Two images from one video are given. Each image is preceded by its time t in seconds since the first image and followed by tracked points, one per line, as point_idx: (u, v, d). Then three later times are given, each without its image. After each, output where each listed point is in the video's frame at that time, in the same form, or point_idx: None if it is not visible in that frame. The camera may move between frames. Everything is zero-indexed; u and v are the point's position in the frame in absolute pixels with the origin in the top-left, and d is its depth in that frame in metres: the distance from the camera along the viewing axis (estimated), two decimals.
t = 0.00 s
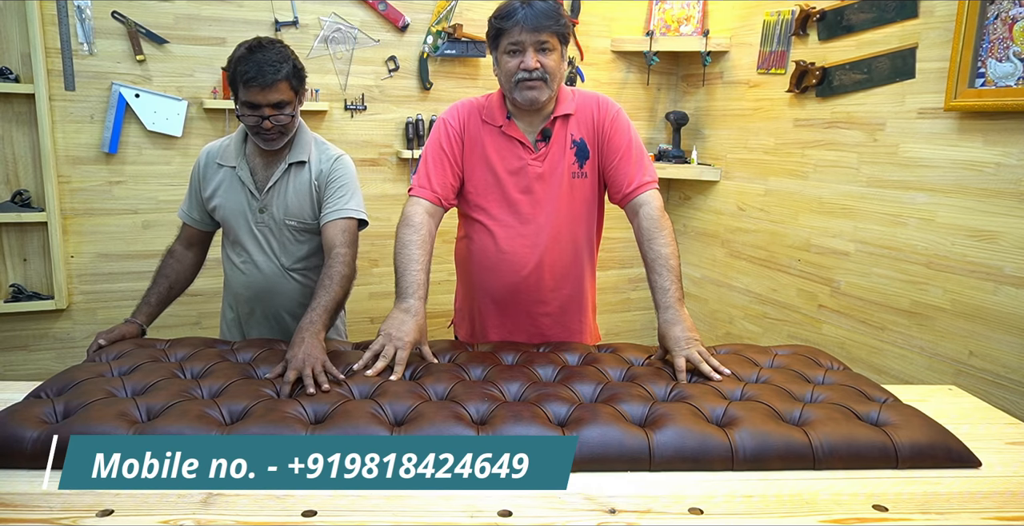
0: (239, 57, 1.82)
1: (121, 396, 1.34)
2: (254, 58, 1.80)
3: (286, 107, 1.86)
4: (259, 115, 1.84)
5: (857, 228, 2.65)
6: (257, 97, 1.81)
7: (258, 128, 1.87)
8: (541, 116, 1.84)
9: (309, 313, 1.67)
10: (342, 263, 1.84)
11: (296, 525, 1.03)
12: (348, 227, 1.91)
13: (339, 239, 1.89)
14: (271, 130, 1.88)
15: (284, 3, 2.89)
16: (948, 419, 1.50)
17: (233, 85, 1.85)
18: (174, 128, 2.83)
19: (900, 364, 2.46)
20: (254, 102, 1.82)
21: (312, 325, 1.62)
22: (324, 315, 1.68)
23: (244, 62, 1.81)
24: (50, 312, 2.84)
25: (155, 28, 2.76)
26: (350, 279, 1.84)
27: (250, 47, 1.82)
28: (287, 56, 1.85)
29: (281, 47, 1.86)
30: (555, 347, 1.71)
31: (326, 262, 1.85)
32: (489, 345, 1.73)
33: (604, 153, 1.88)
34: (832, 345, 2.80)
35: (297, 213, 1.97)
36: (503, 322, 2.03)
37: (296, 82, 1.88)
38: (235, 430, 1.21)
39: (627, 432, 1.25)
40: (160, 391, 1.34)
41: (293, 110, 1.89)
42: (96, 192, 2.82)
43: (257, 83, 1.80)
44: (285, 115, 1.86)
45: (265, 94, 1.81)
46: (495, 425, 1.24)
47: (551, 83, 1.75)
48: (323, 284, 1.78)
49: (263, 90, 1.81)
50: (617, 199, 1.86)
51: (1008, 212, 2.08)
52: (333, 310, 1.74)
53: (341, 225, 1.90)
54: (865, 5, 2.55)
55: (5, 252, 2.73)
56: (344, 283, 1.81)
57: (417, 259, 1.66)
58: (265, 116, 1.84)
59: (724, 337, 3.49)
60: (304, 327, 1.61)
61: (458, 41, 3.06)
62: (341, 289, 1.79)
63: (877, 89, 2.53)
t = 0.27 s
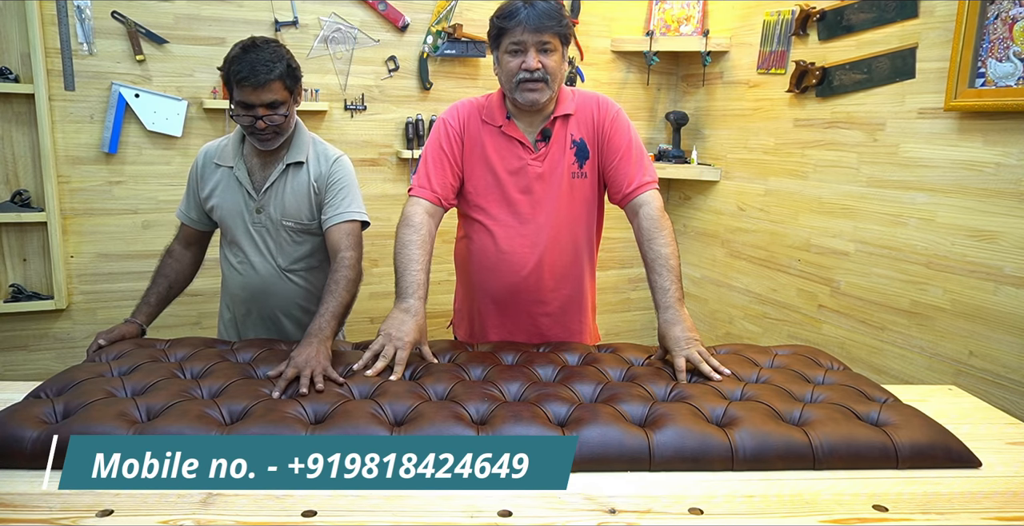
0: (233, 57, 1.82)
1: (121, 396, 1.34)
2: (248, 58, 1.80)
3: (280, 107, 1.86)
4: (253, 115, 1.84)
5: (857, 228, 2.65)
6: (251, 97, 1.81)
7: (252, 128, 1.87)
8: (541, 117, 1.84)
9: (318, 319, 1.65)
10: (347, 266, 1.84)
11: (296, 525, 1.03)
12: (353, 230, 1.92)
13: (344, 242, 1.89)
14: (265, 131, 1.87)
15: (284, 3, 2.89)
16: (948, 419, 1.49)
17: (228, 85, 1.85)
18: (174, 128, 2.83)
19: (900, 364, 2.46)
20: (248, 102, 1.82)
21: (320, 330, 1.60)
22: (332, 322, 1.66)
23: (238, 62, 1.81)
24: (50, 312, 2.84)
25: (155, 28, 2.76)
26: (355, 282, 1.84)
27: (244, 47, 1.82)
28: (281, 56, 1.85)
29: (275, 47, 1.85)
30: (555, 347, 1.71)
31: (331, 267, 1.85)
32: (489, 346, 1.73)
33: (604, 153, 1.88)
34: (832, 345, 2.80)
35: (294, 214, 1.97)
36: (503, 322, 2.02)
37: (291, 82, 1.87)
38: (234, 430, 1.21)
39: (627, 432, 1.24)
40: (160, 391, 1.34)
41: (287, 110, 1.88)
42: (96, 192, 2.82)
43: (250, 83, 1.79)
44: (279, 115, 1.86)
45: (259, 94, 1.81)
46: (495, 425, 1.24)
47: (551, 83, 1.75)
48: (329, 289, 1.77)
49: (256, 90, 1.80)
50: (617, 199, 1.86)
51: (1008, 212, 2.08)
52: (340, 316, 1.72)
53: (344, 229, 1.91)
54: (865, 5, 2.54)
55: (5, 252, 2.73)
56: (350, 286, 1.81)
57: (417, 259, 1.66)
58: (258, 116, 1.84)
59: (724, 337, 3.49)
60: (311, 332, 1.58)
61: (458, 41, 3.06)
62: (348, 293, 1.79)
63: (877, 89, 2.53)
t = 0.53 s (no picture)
0: (229, 56, 1.82)
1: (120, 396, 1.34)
2: (243, 57, 1.80)
3: (275, 106, 1.86)
4: (249, 114, 1.84)
5: (857, 228, 2.65)
6: (247, 96, 1.81)
7: (249, 127, 1.87)
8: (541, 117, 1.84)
9: (304, 318, 1.65)
10: (338, 266, 1.84)
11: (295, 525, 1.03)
12: (346, 229, 1.92)
13: (336, 242, 1.89)
14: (261, 130, 1.87)
15: (284, 3, 2.89)
16: (948, 419, 1.49)
17: (224, 84, 1.86)
18: (174, 129, 2.83)
19: (900, 364, 2.46)
20: (244, 101, 1.82)
21: (306, 329, 1.61)
22: (319, 321, 1.66)
23: (234, 61, 1.81)
24: (50, 312, 2.84)
25: (155, 29, 2.76)
26: (346, 281, 1.84)
27: (240, 45, 1.82)
28: (277, 55, 1.84)
29: (271, 46, 1.85)
30: (555, 347, 1.71)
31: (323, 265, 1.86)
32: (488, 345, 1.73)
33: (604, 153, 1.88)
34: (832, 345, 2.80)
35: (292, 214, 1.97)
36: (503, 322, 2.03)
37: (286, 81, 1.87)
38: (235, 430, 1.21)
39: (627, 432, 1.25)
40: (160, 391, 1.34)
41: (284, 108, 1.88)
42: (96, 192, 2.82)
43: (246, 82, 1.79)
44: (275, 114, 1.86)
45: (254, 93, 1.81)
46: (495, 425, 1.24)
47: (551, 79, 1.74)
48: (318, 287, 1.77)
49: (252, 89, 1.80)
50: (616, 200, 1.86)
51: (1008, 212, 2.08)
52: (328, 314, 1.72)
53: (338, 229, 1.91)
54: (865, 5, 2.55)
55: (5, 252, 2.73)
56: (339, 286, 1.80)
57: (417, 259, 1.66)
58: (254, 115, 1.84)
59: (724, 337, 3.49)
60: (298, 331, 1.60)
61: (458, 41, 3.06)
62: (337, 293, 1.78)
63: (877, 89, 2.53)
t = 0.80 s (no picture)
0: (228, 53, 1.83)
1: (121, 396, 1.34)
2: (240, 54, 1.81)
3: (273, 103, 1.85)
4: (246, 111, 1.84)
5: (857, 228, 2.65)
6: (244, 93, 1.82)
7: (247, 124, 1.87)
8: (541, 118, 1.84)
9: (304, 318, 1.66)
10: (336, 265, 1.84)
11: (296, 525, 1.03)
12: (343, 228, 1.92)
13: (333, 241, 1.89)
14: (259, 127, 1.87)
15: (284, 3, 2.89)
16: (947, 419, 1.49)
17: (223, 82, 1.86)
18: (174, 129, 2.83)
19: (899, 364, 2.46)
20: (241, 98, 1.82)
21: (307, 329, 1.62)
22: (319, 321, 1.67)
23: (231, 59, 1.81)
24: (50, 312, 2.84)
25: (155, 29, 2.76)
26: (343, 279, 1.84)
27: (239, 43, 1.83)
28: (275, 52, 1.84)
29: (269, 44, 1.85)
30: (555, 347, 1.71)
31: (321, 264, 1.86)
32: (488, 345, 1.73)
33: (603, 154, 1.88)
34: (832, 345, 2.80)
35: (291, 211, 1.97)
36: (502, 322, 2.03)
37: (284, 78, 1.87)
38: (235, 430, 1.21)
39: (627, 433, 1.25)
40: (160, 391, 1.34)
41: (281, 106, 1.88)
42: (96, 192, 2.82)
43: (243, 79, 1.80)
44: (272, 110, 1.85)
45: (252, 90, 1.82)
46: (495, 425, 1.24)
47: (549, 82, 1.74)
48: (317, 288, 1.78)
49: (249, 85, 1.81)
50: (616, 200, 1.86)
51: (1008, 212, 2.08)
52: (328, 314, 1.72)
53: (335, 227, 1.91)
54: (865, 5, 2.54)
55: (5, 252, 2.73)
56: (338, 286, 1.81)
57: (417, 259, 1.66)
58: (252, 112, 1.84)
59: (724, 337, 3.49)
60: (298, 332, 1.60)
61: (458, 41, 3.07)
62: (337, 293, 1.79)
63: (877, 89, 2.53)
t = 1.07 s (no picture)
0: (229, 53, 1.85)
1: (121, 396, 1.34)
2: (241, 53, 1.82)
3: (273, 101, 1.86)
4: (247, 109, 1.85)
5: (857, 228, 2.65)
6: (244, 91, 1.83)
7: (248, 122, 1.88)
8: (542, 117, 1.84)
9: (321, 311, 1.76)
10: (356, 265, 1.92)
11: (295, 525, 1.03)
12: (359, 231, 1.98)
13: (354, 243, 1.96)
14: (260, 124, 1.88)
15: (284, 3, 2.89)
16: (948, 419, 1.49)
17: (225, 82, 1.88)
18: (174, 129, 2.83)
19: (900, 364, 2.46)
20: (242, 97, 1.83)
21: (321, 320, 1.72)
22: (333, 314, 1.78)
23: (232, 58, 1.83)
24: (50, 312, 2.85)
25: (155, 29, 2.76)
26: (364, 278, 1.93)
27: (240, 43, 1.85)
28: (275, 51, 1.86)
29: (269, 43, 1.87)
30: (555, 347, 1.71)
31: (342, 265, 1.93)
32: (489, 345, 1.73)
33: (604, 154, 1.88)
34: (832, 345, 2.80)
35: (298, 208, 1.97)
36: (503, 322, 2.02)
37: (284, 77, 1.88)
38: (235, 429, 1.21)
39: (627, 433, 1.24)
40: (160, 391, 1.34)
41: (282, 104, 1.89)
42: (96, 192, 2.82)
43: (243, 77, 1.81)
44: (272, 108, 1.86)
45: (252, 88, 1.83)
46: (495, 425, 1.24)
47: (551, 77, 1.74)
48: (336, 284, 1.88)
49: (249, 84, 1.82)
50: (616, 200, 1.86)
51: (1008, 212, 2.08)
52: (342, 309, 1.84)
53: (352, 232, 1.97)
54: (865, 5, 2.54)
55: (5, 252, 2.73)
56: (356, 285, 1.90)
57: (417, 259, 1.66)
58: (252, 110, 1.85)
59: (724, 337, 3.49)
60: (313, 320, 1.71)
61: (458, 41, 3.07)
62: (353, 291, 1.88)
63: (877, 89, 2.53)
